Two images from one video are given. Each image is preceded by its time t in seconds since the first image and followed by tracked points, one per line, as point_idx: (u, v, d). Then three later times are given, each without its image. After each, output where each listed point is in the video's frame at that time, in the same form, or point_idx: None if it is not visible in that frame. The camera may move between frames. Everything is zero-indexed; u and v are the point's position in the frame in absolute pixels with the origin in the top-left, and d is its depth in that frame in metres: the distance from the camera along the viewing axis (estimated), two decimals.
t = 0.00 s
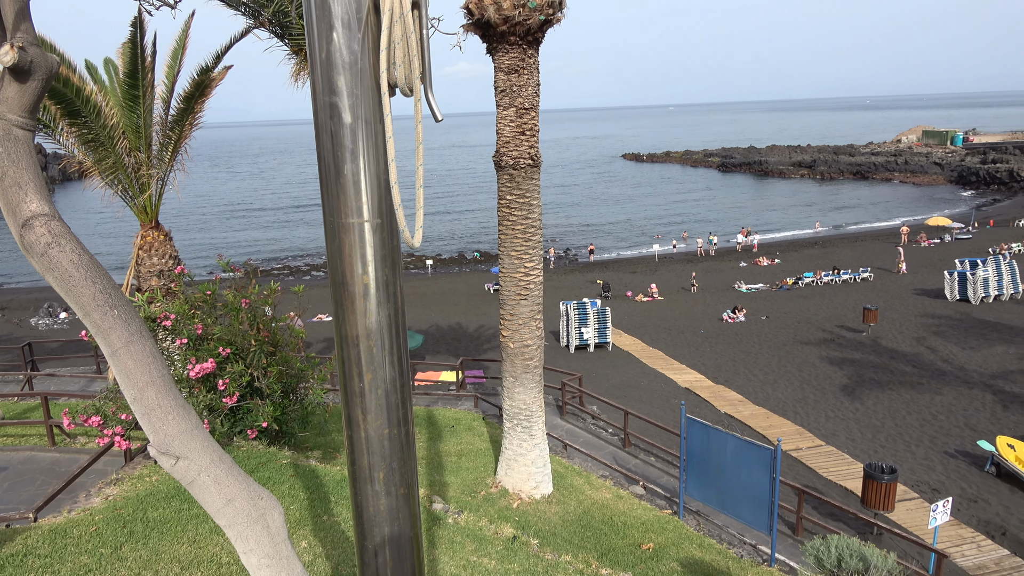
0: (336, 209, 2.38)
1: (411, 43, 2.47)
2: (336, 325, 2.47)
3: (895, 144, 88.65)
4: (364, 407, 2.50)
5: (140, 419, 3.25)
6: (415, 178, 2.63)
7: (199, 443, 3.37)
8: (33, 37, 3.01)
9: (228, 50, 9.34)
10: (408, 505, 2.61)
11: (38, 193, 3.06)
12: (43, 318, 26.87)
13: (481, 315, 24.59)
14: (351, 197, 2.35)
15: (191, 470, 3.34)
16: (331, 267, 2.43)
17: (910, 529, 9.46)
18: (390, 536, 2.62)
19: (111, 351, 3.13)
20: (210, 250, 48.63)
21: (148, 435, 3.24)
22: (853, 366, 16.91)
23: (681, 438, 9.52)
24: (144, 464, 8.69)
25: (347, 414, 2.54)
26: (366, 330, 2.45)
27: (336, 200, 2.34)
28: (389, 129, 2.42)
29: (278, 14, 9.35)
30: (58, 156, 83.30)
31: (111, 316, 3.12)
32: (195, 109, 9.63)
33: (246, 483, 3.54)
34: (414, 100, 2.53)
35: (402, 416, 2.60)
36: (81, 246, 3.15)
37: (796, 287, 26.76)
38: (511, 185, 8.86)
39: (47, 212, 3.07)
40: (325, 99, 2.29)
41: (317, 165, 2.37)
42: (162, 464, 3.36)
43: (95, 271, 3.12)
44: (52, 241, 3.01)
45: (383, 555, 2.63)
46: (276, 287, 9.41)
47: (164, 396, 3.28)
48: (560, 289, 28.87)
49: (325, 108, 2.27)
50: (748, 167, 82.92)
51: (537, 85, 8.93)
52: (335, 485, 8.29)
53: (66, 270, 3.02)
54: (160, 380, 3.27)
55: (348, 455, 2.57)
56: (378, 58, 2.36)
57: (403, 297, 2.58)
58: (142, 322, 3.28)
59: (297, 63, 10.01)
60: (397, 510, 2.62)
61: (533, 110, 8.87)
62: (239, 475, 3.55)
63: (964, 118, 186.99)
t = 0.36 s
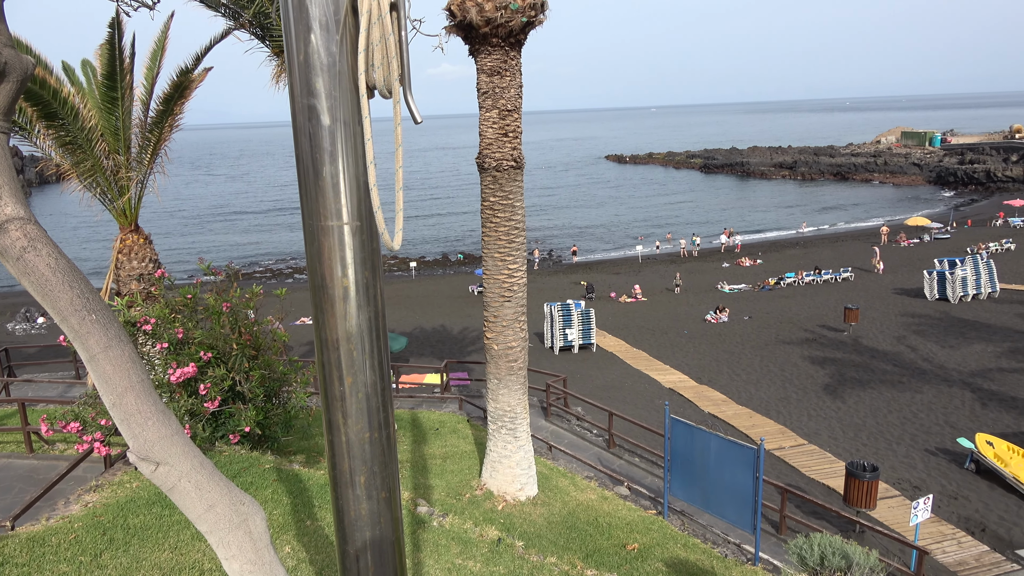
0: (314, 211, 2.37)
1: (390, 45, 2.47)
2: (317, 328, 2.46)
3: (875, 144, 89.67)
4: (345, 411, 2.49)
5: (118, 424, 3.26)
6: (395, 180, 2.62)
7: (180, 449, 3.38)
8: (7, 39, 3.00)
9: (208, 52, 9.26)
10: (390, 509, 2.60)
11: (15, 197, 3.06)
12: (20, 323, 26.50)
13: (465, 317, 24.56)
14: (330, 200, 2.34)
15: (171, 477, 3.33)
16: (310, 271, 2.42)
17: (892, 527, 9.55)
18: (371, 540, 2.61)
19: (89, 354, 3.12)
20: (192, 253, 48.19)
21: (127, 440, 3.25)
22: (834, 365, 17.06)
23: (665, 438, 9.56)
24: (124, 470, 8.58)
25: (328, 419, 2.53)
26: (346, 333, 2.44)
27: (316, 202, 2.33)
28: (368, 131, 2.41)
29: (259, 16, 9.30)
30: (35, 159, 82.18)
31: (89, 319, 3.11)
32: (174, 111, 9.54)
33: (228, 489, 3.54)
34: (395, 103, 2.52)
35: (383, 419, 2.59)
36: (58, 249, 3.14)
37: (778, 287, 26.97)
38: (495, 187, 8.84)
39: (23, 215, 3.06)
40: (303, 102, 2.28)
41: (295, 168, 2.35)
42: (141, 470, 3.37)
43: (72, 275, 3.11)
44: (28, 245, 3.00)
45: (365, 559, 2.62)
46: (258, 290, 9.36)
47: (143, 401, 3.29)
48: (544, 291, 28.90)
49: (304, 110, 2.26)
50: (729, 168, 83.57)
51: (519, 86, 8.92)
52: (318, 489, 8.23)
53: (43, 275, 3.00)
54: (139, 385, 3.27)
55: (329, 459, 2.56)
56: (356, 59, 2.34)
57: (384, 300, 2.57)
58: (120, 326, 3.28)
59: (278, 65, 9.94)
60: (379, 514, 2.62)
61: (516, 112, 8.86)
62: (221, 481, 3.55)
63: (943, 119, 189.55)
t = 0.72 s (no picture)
0: (294, 212, 2.34)
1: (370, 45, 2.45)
2: (296, 331, 2.45)
3: (853, 147, 90.77)
4: (326, 413, 2.47)
5: (97, 428, 3.32)
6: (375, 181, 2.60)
7: (159, 453, 3.47)
8: None
9: (188, 52, 9.19)
10: (372, 512, 2.59)
11: None
12: None
13: (448, 318, 24.53)
14: (310, 200, 2.32)
15: (151, 481, 3.44)
16: (289, 272, 2.39)
17: (872, 525, 9.66)
18: (353, 543, 2.60)
19: (66, 359, 3.15)
20: (172, 256, 47.69)
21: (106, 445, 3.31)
22: (815, 365, 17.22)
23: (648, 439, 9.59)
24: (102, 475, 8.47)
25: (309, 421, 2.51)
26: (327, 335, 2.42)
27: (296, 203, 2.31)
28: (348, 132, 2.40)
29: (240, 17, 9.24)
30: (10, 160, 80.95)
31: (67, 323, 3.14)
32: (153, 111, 9.44)
33: (208, 494, 3.65)
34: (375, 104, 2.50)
35: (364, 421, 2.57)
36: (35, 253, 3.14)
37: (760, 287, 27.20)
38: (478, 189, 8.84)
39: None
40: (283, 102, 2.26)
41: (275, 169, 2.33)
42: (120, 474, 3.44)
43: (49, 278, 3.12)
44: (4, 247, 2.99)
45: (346, 562, 2.61)
46: (239, 293, 9.31)
47: (122, 406, 3.35)
48: (527, 292, 28.93)
49: (283, 110, 2.24)
50: (711, 170, 84.17)
51: (502, 88, 8.91)
52: (301, 493, 8.18)
53: (19, 278, 3.01)
54: (117, 390, 3.33)
55: (309, 463, 2.54)
56: (337, 60, 2.33)
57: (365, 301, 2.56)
58: (98, 330, 3.31)
59: (258, 66, 9.88)
60: (361, 517, 2.61)
61: (498, 114, 8.86)
62: (199, 483, 3.67)
63: (921, 121, 192.22)
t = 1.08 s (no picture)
0: (274, 213, 2.33)
1: (352, 45, 2.43)
2: (276, 332, 2.43)
3: (833, 150, 91.78)
4: (306, 415, 2.46)
5: (74, 431, 3.30)
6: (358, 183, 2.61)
7: (137, 456, 3.46)
8: None
9: (168, 52, 9.10)
10: (352, 514, 2.59)
11: None
12: None
13: (431, 320, 24.49)
14: (291, 201, 2.31)
15: (129, 484, 3.42)
16: (270, 273, 2.38)
17: (851, 524, 9.76)
18: (334, 545, 2.59)
19: (42, 360, 3.14)
20: (152, 257, 47.17)
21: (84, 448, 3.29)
22: (795, 365, 17.38)
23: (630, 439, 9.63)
24: (80, 479, 8.35)
25: (289, 424, 2.50)
26: (308, 336, 2.41)
27: (276, 205, 2.31)
28: (328, 131, 2.39)
29: (221, 16, 9.19)
30: None
31: (42, 324, 3.13)
32: (132, 111, 9.36)
33: (188, 497, 3.63)
34: (357, 106, 2.49)
35: (345, 424, 2.56)
36: (12, 255, 3.13)
37: (741, 289, 27.42)
38: (461, 190, 8.83)
39: None
40: (262, 103, 2.26)
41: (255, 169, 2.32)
42: (97, 478, 3.42)
43: (24, 280, 3.11)
44: None
45: (326, 565, 2.61)
46: (220, 294, 9.28)
47: (100, 407, 3.34)
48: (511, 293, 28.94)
49: (264, 110, 2.23)
50: (693, 172, 84.74)
51: (485, 90, 8.92)
52: (282, 496, 8.13)
53: None
54: (95, 390, 3.31)
55: (289, 465, 2.52)
56: (317, 61, 2.33)
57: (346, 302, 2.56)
58: (75, 331, 3.30)
59: (239, 66, 9.82)
60: (341, 520, 2.59)
61: (482, 115, 8.86)
62: (179, 487, 3.64)
63: (900, 124, 194.72)
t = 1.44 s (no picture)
0: (251, 214, 2.32)
1: (329, 46, 2.43)
2: (253, 334, 2.41)
3: (813, 151, 92.61)
4: (285, 417, 2.45)
5: (51, 436, 3.26)
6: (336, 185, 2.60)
7: (116, 461, 3.43)
8: None
9: (148, 52, 9.03)
10: (332, 517, 2.57)
11: None
12: None
13: (414, 321, 24.40)
14: (268, 202, 2.30)
15: (107, 489, 3.39)
16: (247, 275, 2.37)
17: (833, 521, 9.85)
18: (313, 549, 2.57)
19: (17, 364, 3.11)
20: (131, 259, 46.61)
21: (62, 452, 3.26)
22: (777, 365, 17.51)
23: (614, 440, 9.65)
24: (58, 484, 8.24)
25: (267, 426, 2.48)
26: (285, 338, 2.40)
27: (252, 206, 2.29)
28: (306, 132, 2.38)
29: (201, 16, 9.13)
30: None
31: (18, 327, 3.12)
32: (111, 111, 9.26)
33: (168, 501, 3.60)
34: (335, 107, 2.48)
35: (324, 425, 2.55)
36: None
37: (724, 289, 27.60)
38: (444, 191, 8.81)
39: None
40: (239, 103, 2.24)
41: (232, 171, 2.30)
42: (75, 484, 3.38)
43: None
44: None
45: (306, 567, 2.59)
46: (200, 296, 9.22)
47: (78, 411, 3.31)
48: (494, 295, 28.92)
49: (240, 111, 2.22)
50: (676, 173, 85.15)
51: (468, 90, 8.90)
52: (264, 499, 8.07)
53: None
54: (73, 394, 3.29)
55: (267, 468, 2.50)
56: (294, 61, 2.32)
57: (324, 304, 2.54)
58: (51, 335, 3.29)
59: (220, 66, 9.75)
60: (320, 523, 2.57)
61: (464, 116, 8.85)
62: (158, 490, 3.61)
63: (880, 125, 197.00)
